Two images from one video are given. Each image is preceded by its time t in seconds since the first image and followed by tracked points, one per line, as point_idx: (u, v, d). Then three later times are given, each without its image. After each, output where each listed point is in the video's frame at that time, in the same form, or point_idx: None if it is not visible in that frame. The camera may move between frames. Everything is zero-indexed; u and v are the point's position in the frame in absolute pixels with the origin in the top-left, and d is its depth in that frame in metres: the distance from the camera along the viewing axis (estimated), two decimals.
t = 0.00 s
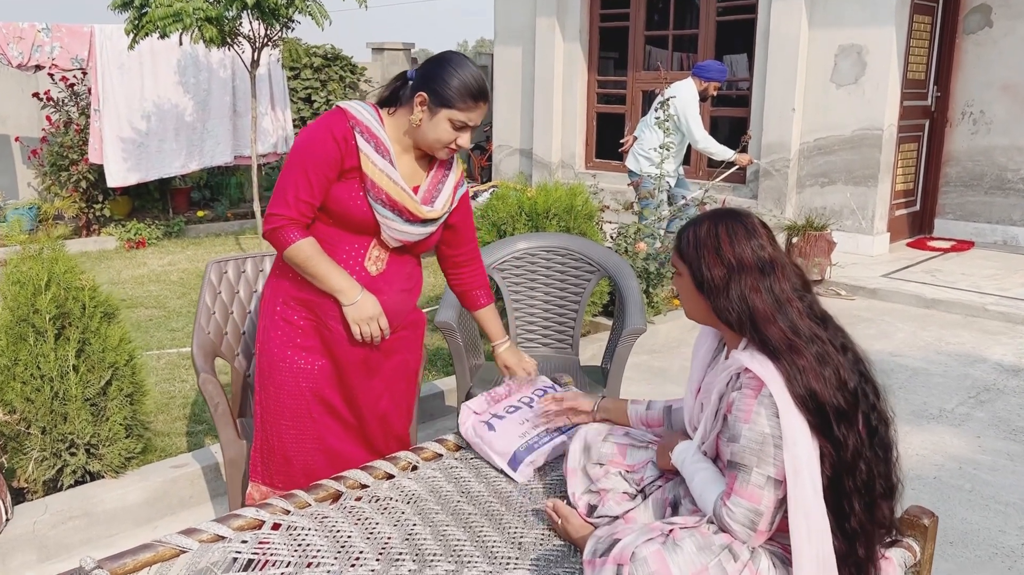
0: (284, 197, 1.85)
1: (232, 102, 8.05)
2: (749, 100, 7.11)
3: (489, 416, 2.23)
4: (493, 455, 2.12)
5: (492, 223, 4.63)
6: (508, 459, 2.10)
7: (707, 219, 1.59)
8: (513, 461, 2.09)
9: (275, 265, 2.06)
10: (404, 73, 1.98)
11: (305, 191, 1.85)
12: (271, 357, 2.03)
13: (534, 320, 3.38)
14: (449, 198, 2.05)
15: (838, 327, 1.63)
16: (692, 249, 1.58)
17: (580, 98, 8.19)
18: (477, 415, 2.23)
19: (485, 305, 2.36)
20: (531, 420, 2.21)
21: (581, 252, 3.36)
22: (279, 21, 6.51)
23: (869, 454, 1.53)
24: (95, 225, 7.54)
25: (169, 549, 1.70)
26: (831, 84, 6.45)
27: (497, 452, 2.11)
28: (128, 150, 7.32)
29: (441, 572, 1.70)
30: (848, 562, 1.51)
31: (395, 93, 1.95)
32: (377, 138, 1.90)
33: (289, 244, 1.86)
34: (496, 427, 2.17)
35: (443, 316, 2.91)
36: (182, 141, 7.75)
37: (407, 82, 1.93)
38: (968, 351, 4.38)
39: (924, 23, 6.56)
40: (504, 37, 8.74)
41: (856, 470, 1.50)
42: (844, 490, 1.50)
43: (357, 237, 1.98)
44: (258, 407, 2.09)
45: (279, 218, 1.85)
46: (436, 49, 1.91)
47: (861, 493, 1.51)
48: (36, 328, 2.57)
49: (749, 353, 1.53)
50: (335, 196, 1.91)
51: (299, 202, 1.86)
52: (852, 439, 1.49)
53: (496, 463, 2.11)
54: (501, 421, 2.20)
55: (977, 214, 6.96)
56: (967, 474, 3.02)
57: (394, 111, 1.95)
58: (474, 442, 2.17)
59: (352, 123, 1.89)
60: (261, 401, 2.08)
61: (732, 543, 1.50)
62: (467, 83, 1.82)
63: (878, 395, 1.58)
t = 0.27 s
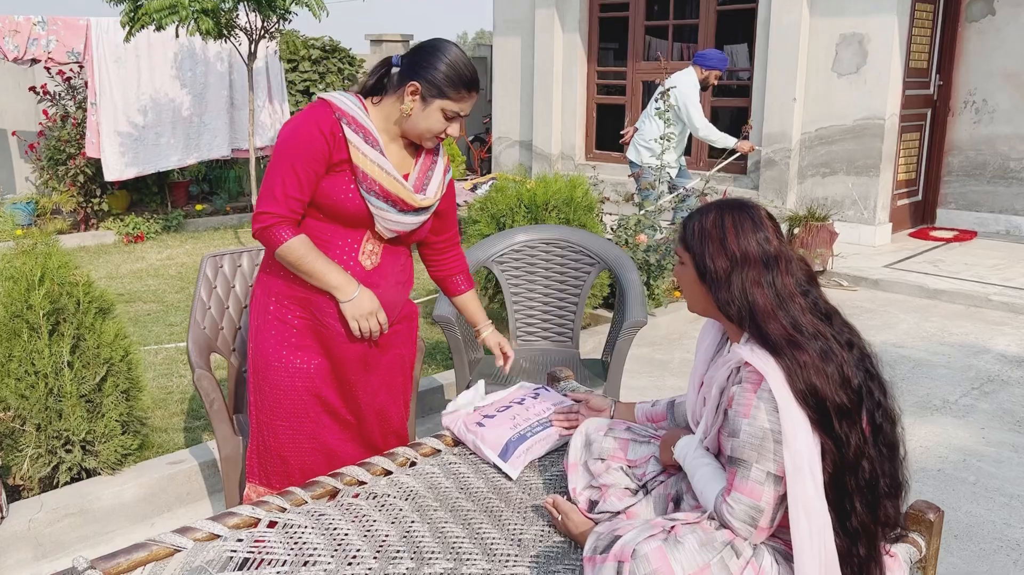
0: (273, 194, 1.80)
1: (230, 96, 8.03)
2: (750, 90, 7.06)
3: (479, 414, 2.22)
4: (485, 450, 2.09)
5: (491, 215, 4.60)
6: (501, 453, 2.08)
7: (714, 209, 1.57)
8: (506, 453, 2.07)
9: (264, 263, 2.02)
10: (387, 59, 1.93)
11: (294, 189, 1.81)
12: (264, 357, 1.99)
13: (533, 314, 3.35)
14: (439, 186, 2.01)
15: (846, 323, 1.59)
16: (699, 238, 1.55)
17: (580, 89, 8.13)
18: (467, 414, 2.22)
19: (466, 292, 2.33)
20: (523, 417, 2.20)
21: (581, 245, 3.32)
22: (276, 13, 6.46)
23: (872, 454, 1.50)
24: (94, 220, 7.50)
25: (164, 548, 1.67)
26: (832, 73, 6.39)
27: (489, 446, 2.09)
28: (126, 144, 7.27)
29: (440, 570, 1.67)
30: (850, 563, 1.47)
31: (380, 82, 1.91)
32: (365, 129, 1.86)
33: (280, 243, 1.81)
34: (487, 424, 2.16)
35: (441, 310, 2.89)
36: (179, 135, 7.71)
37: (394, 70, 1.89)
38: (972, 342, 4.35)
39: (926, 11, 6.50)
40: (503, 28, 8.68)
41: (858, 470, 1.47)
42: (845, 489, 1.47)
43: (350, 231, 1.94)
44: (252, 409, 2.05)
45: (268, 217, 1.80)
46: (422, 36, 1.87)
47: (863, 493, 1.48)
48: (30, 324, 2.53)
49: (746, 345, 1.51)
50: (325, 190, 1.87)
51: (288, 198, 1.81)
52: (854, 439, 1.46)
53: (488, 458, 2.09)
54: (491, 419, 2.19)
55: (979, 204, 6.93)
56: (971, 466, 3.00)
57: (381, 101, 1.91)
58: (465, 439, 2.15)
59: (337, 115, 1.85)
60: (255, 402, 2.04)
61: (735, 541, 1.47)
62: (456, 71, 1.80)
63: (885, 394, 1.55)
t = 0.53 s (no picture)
0: (247, 196, 1.77)
1: (227, 91, 7.96)
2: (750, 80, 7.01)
3: (475, 411, 2.20)
4: (481, 445, 2.07)
5: (489, 208, 4.57)
6: (497, 448, 2.05)
7: (753, 193, 1.52)
8: (502, 448, 2.05)
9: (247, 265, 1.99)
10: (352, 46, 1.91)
11: (270, 188, 1.78)
12: (253, 361, 1.96)
13: (532, 307, 3.32)
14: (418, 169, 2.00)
15: (863, 331, 1.57)
16: (730, 221, 1.50)
17: (579, 80, 8.08)
18: (464, 411, 2.20)
19: (426, 284, 2.29)
20: (519, 410, 2.18)
21: (579, 237, 3.29)
22: (272, 6, 6.41)
23: (880, 463, 1.48)
24: (92, 215, 7.46)
25: (157, 547, 1.64)
26: (833, 63, 6.34)
27: (485, 442, 2.07)
28: (123, 139, 7.23)
29: (436, 568, 1.65)
30: None
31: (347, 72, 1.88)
32: (338, 121, 1.83)
33: (260, 245, 1.78)
34: (483, 420, 2.14)
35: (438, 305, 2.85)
36: (176, 129, 7.69)
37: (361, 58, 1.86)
38: (974, 332, 4.32)
39: None
40: (501, 20, 8.63)
41: (866, 478, 1.45)
42: (853, 497, 1.45)
43: (333, 225, 1.92)
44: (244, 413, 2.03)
45: (246, 220, 1.77)
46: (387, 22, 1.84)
47: (871, 502, 1.46)
48: (23, 320, 2.51)
49: (753, 334, 1.48)
50: (302, 186, 1.84)
51: (263, 197, 1.78)
52: (864, 448, 1.45)
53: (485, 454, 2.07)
54: (487, 415, 2.17)
55: (981, 193, 6.89)
56: (973, 458, 2.97)
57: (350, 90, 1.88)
58: (462, 435, 2.13)
59: (306, 108, 1.80)
60: (247, 406, 2.02)
61: (736, 535, 1.45)
62: (428, 53, 1.78)
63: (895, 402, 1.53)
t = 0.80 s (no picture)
0: (214, 200, 1.74)
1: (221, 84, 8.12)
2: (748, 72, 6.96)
3: (470, 409, 2.16)
4: (476, 443, 2.04)
5: (485, 202, 4.53)
6: (492, 446, 2.02)
7: (754, 183, 1.48)
8: (497, 446, 2.02)
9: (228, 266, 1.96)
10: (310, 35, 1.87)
11: (236, 192, 1.74)
12: (238, 365, 1.93)
13: (529, 302, 3.29)
14: (389, 155, 1.99)
15: (867, 322, 1.54)
16: (732, 213, 1.46)
17: (576, 72, 8.03)
18: (459, 410, 2.16)
19: (399, 274, 2.24)
20: (515, 408, 2.15)
21: (576, 231, 3.26)
22: None
23: (886, 458, 1.45)
24: (87, 212, 7.42)
25: (145, 550, 1.61)
26: (832, 53, 6.30)
27: (481, 440, 2.04)
28: (118, 135, 7.18)
29: (429, 570, 1.62)
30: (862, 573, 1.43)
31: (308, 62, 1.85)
32: (306, 116, 1.80)
33: (224, 254, 1.74)
34: (479, 418, 2.11)
35: (434, 301, 2.82)
36: (171, 125, 7.66)
37: (322, 45, 1.82)
38: (975, 324, 4.29)
39: None
40: (497, 12, 8.56)
41: (871, 473, 1.42)
42: (859, 492, 1.42)
43: (313, 223, 1.89)
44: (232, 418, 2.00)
45: (214, 225, 1.74)
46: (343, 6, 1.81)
47: (877, 498, 1.43)
48: (12, 320, 2.48)
49: (757, 330, 1.45)
50: (275, 186, 1.81)
51: (230, 202, 1.74)
52: (871, 441, 1.42)
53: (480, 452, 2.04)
54: (482, 411, 2.14)
55: (982, 183, 6.84)
56: (975, 451, 2.94)
57: (314, 79, 1.84)
58: (457, 434, 2.10)
59: (272, 106, 1.77)
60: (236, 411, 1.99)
61: (735, 535, 1.42)
62: (391, 31, 1.75)
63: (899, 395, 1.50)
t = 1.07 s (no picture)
0: (197, 204, 1.70)
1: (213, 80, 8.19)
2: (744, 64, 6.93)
3: (463, 407, 2.14)
4: (469, 441, 2.01)
5: (479, 197, 4.50)
6: (485, 444, 1.99)
7: (753, 175, 1.45)
8: (490, 445, 1.99)
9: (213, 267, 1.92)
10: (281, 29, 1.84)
11: (218, 194, 1.71)
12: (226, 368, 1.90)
13: (523, 298, 3.26)
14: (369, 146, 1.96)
15: (866, 317, 1.51)
16: (730, 206, 1.43)
17: (571, 66, 7.99)
18: (452, 408, 2.14)
19: (386, 265, 2.22)
20: (507, 406, 2.12)
21: (570, 226, 3.23)
22: None
23: (885, 457, 1.42)
24: (80, 211, 7.36)
25: (131, 554, 1.58)
26: (828, 45, 6.26)
27: (473, 438, 2.01)
28: (110, 133, 7.13)
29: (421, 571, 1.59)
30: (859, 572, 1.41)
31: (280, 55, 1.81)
32: (281, 110, 1.76)
33: (204, 263, 1.73)
34: (471, 416, 2.08)
35: (427, 297, 2.79)
36: (164, 123, 7.62)
37: (293, 36, 1.79)
38: (973, 317, 4.27)
39: None
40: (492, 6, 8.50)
41: (869, 472, 1.39)
42: (855, 491, 1.39)
43: (298, 219, 1.86)
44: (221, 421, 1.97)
45: (199, 232, 1.71)
46: None
47: (875, 496, 1.40)
48: None
49: (753, 328, 1.41)
50: (256, 186, 1.78)
51: (212, 205, 1.71)
52: (868, 440, 1.39)
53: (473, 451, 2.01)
54: (475, 411, 2.11)
55: (979, 175, 6.82)
56: (974, 445, 2.92)
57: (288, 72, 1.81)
58: (450, 432, 2.07)
59: (247, 103, 1.73)
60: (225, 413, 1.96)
61: (730, 534, 1.39)
62: (361, 15, 1.72)
63: (897, 391, 1.47)
